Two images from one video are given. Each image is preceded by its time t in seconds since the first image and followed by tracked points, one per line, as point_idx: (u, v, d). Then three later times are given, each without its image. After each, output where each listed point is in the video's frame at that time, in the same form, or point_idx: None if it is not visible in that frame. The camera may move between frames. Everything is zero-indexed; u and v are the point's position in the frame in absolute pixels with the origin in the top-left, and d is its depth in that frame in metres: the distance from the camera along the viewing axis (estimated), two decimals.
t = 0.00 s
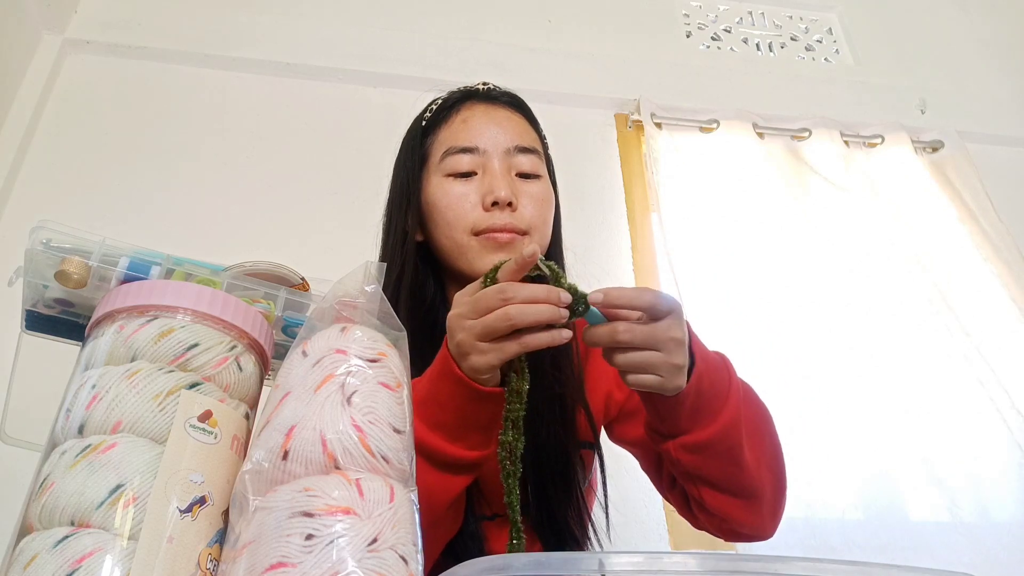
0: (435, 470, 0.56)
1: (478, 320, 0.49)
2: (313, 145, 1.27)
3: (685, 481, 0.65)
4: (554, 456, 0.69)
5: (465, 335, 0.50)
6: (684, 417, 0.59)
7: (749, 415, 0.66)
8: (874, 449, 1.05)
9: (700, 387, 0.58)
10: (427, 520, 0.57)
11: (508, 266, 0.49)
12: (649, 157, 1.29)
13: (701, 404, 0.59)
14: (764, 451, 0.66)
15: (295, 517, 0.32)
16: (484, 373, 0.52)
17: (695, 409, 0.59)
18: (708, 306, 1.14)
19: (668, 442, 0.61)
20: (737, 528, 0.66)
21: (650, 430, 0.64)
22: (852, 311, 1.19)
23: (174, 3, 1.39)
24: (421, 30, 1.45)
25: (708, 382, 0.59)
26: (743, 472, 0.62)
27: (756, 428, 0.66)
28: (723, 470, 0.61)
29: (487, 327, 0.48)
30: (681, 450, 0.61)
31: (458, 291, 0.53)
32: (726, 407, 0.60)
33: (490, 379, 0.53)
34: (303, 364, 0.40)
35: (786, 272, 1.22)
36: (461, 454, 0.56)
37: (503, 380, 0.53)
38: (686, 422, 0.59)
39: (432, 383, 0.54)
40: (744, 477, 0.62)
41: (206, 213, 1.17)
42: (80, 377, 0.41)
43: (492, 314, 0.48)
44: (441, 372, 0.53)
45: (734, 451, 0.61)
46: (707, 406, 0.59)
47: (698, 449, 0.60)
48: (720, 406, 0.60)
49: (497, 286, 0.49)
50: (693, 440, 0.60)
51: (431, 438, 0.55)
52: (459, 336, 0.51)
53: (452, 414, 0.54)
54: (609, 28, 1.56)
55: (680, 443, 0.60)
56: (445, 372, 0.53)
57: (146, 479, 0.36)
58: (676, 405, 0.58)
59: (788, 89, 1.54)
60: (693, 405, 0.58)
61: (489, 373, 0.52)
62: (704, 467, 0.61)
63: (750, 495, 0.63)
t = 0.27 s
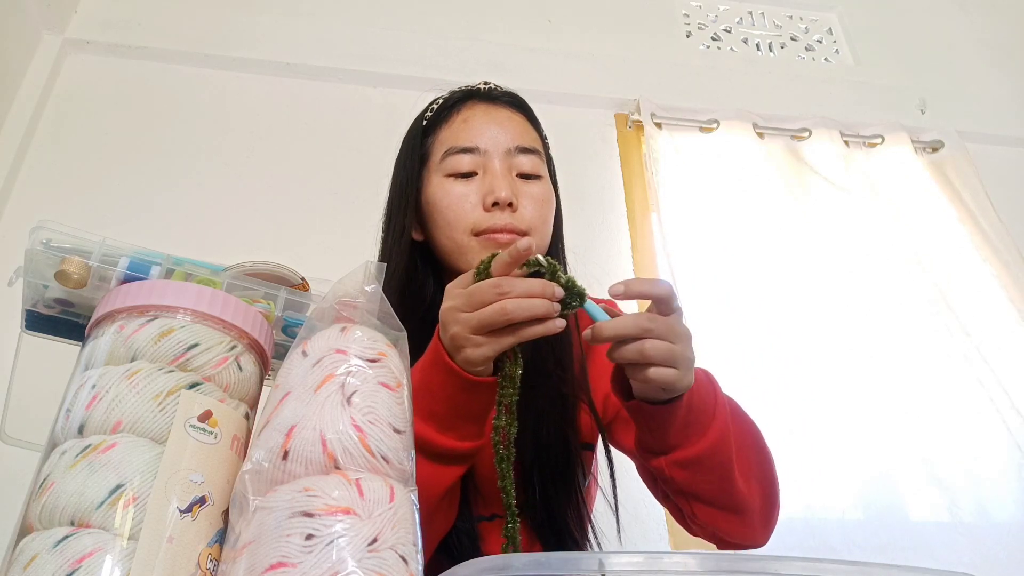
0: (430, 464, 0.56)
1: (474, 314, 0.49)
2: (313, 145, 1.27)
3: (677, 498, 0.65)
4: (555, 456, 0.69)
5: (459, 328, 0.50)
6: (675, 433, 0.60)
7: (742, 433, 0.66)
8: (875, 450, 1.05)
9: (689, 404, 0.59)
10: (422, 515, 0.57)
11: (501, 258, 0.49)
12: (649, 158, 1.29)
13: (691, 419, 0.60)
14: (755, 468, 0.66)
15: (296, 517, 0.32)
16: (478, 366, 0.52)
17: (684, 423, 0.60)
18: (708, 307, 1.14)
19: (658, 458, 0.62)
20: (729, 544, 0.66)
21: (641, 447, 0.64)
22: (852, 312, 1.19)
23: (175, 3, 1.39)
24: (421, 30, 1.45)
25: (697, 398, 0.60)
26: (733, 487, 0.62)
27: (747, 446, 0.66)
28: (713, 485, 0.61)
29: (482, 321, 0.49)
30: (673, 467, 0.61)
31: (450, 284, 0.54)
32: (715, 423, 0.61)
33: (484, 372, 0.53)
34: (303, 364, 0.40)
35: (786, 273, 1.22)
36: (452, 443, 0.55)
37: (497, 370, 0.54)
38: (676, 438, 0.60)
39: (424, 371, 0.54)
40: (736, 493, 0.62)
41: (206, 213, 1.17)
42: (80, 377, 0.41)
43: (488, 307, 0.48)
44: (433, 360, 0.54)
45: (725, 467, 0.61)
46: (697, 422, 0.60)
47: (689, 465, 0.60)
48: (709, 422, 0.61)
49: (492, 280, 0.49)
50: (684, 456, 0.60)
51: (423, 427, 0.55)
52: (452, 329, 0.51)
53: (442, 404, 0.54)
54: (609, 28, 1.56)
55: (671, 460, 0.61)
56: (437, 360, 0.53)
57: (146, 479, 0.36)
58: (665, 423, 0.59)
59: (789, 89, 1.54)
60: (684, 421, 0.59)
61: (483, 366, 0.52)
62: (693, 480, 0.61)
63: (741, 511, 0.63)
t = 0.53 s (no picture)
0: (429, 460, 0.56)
1: (482, 314, 0.49)
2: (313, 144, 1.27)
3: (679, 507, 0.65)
4: (556, 456, 0.69)
5: (466, 328, 0.51)
6: (676, 441, 0.61)
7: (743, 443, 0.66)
8: (874, 450, 1.05)
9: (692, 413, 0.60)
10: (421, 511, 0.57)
11: (507, 259, 0.49)
12: (649, 158, 1.29)
13: (692, 427, 0.61)
14: (757, 479, 0.66)
15: (296, 517, 0.32)
16: (484, 364, 0.52)
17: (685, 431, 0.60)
18: (708, 307, 1.14)
19: (659, 466, 0.63)
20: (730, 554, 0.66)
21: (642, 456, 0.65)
22: (851, 311, 1.19)
23: (175, 3, 1.39)
24: (421, 30, 1.45)
25: (698, 407, 0.61)
26: (734, 495, 0.62)
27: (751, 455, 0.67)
28: (715, 493, 0.62)
29: (491, 321, 0.49)
30: (675, 475, 0.62)
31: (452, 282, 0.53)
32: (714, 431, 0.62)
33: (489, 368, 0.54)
34: (303, 364, 0.40)
35: (786, 272, 1.22)
36: (450, 441, 0.55)
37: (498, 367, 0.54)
38: (677, 446, 0.61)
39: (425, 366, 0.54)
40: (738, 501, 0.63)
41: (205, 213, 1.16)
42: (80, 377, 0.41)
43: (497, 309, 0.48)
44: (434, 355, 0.54)
45: (726, 474, 0.62)
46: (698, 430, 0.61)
47: (690, 472, 0.61)
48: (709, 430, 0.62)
49: (500, 280, 0.49)
50: (685, 463, 0.61)
51: (423, 423, 0.55)
52: (458, 328, 0.51)
53: (443, 400, 0.54)
54: (609, 28, 1.56)
55: (673, 468, 0.62)
56: (439, 355, 0.53)
57: (146, 479, 0.36)
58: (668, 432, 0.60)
59: (788, 89, 1.54)
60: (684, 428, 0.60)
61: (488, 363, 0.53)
62: (694, 488, 0.62)
63: (743, 520, 0.64)
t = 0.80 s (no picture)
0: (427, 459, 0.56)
1: (482, 320, 0.49)
2: (313, 144, 1.27)
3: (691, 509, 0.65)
4: (556, 457, 0.70)
5: (466, 333, 0.50)
6: (691, 443, 0.61)
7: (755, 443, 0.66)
8: (874, 450, 1.05)
9: (707, 414, 0.60)
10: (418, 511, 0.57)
11: (507, 264, 0.48)
12: (649, 158, 1.29)
13: (707, 429, 0.61)
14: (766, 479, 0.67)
15: (295, 517, 0.32)
16: (483, 366, 0.52)
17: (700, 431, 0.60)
18: (708, 307, 1.14)
19: (672, 467, 0.63)
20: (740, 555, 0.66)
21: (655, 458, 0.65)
22: (851, 310, 1.20)
23: (175, 3, 1.39)
24: (421, 30, 1.45)
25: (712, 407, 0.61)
26: (747, 496, 0.62)
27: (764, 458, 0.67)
28: (728, 493, 0.62)
29: (492, 327, 0.48)
30: (689, 477, 0.62)
31: (450, 284, 0.52)
32: (729, 432, 0.62)
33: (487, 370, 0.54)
34: (303, 363, 0.40)
35: (786, 272, 1.22)
36: (446, 440, 0.55)
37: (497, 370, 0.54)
38: (692, 447, 0.61)
39: (423, 367, 0.54)
40: (751, 503, 0.63)
41: (205, 213, 1.16)
42: (80, 377, 0.41)
43: (497, 315, 0.48)
44: (431, 353, 0.53)
45: (740, 476, 0.62)
46: (713, 431, 0.61)
47: (705, 473, 0.61)
48: (724, 431, 0.62)
49: (498, 286, 0.48)
50: (700, 465, 0.61)
51: (419, 423, 0.55)
52: (458, 333, 0.51)
53: (440, 400, 0.54)
54: (609, 28, 1.56)
55: (687, 470, 0.62)
56: (435, 354, 0.53)
57: (146, 479, 0.36)
58: (683, 434, 0.60)
59: (788, 89, 1.54)
60: (700, 430, 0.60)
61: (487, 365, 0.53)
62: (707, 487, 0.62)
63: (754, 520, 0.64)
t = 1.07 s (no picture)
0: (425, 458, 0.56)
1: (494, 324, 0.49)
2: (314, 144, 1.27)
3: (711, 498, 0.65)
4: (556, 457, 0.70)
5: (475, 335, 0.50)
6: (718, 431, 0.61)
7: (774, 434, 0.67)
8: (874, 450, 1.05)
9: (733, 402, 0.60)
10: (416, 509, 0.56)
11: (525, 270, 0.48)
12: (649, 158, 1.29)
13: (733, 417, 0.61)
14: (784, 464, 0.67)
15: (295, 517, 0.32)
16: (489, 368, 0.53)
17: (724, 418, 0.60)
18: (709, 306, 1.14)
19: (697, 456, 0.63)
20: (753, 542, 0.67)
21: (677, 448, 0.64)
22: (851, 310, 1.20)
23: (175, 3, 1.39)
24: (421, 30, 1.45)
25: (738, 396, 0.61)
26: (770, 483, 0.63)
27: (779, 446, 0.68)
28: (752, 481, 0.63)
29: (504, 333, 0.49)
30: (714, 465, 0.62)
31: (459, 285, 0.52)
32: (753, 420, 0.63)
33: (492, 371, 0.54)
34: (303, 363, 0.40)
35: (786, 272, 1.22)
36: (445, 437, 0.55)
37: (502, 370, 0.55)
38: (718, 435, 0.61)
39: (423, 364, 0.54)
40: (772, 490, 0.64)
41: (205, 213, 1.17)
42: (80, 377, 0.41)
43: (510, 321, 0.48)
44: (433, 350, 0.53)
45: (763, 463, 0.63)
46: (739, 419, 0.61)
47: (730, 461, 0.62)
48: (749, 419, 0.62)
49: (513, 291, 0.48)
50: (726, 453, 0.61)
51: (418, 420, 0.55)
52: (467, 334, 0.51)
53: (440, 397, 0.54)
54: (609, 28, 1.56)
55: (713, 458, 0.62)
56: (438, 351, 0.53)
57: (146, 479, 0.36)
58: (709, 422, 0.60)
59: (789, 89, 1.54)
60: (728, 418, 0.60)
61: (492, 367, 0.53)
62: (735, 476, 0.62)
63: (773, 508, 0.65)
